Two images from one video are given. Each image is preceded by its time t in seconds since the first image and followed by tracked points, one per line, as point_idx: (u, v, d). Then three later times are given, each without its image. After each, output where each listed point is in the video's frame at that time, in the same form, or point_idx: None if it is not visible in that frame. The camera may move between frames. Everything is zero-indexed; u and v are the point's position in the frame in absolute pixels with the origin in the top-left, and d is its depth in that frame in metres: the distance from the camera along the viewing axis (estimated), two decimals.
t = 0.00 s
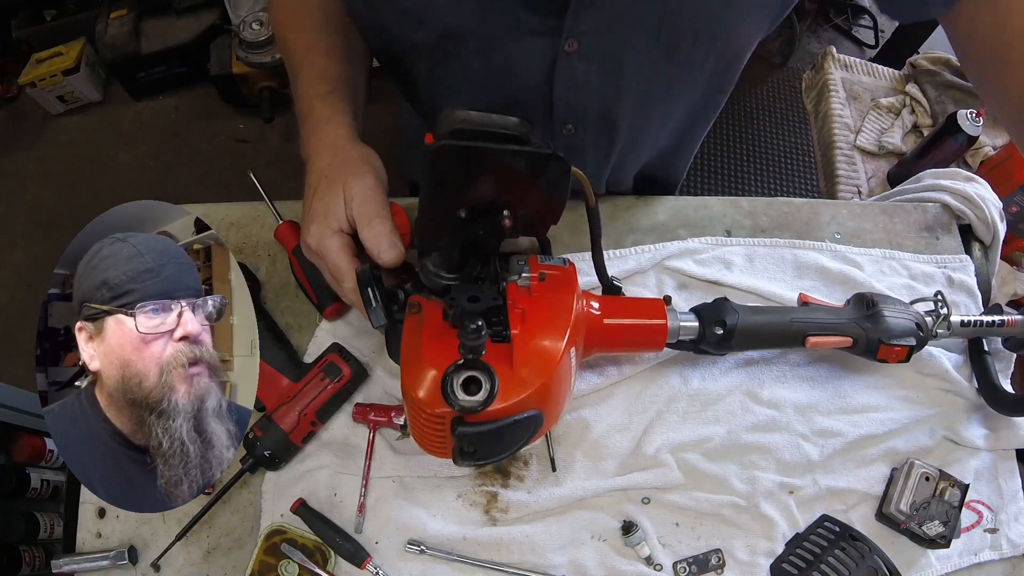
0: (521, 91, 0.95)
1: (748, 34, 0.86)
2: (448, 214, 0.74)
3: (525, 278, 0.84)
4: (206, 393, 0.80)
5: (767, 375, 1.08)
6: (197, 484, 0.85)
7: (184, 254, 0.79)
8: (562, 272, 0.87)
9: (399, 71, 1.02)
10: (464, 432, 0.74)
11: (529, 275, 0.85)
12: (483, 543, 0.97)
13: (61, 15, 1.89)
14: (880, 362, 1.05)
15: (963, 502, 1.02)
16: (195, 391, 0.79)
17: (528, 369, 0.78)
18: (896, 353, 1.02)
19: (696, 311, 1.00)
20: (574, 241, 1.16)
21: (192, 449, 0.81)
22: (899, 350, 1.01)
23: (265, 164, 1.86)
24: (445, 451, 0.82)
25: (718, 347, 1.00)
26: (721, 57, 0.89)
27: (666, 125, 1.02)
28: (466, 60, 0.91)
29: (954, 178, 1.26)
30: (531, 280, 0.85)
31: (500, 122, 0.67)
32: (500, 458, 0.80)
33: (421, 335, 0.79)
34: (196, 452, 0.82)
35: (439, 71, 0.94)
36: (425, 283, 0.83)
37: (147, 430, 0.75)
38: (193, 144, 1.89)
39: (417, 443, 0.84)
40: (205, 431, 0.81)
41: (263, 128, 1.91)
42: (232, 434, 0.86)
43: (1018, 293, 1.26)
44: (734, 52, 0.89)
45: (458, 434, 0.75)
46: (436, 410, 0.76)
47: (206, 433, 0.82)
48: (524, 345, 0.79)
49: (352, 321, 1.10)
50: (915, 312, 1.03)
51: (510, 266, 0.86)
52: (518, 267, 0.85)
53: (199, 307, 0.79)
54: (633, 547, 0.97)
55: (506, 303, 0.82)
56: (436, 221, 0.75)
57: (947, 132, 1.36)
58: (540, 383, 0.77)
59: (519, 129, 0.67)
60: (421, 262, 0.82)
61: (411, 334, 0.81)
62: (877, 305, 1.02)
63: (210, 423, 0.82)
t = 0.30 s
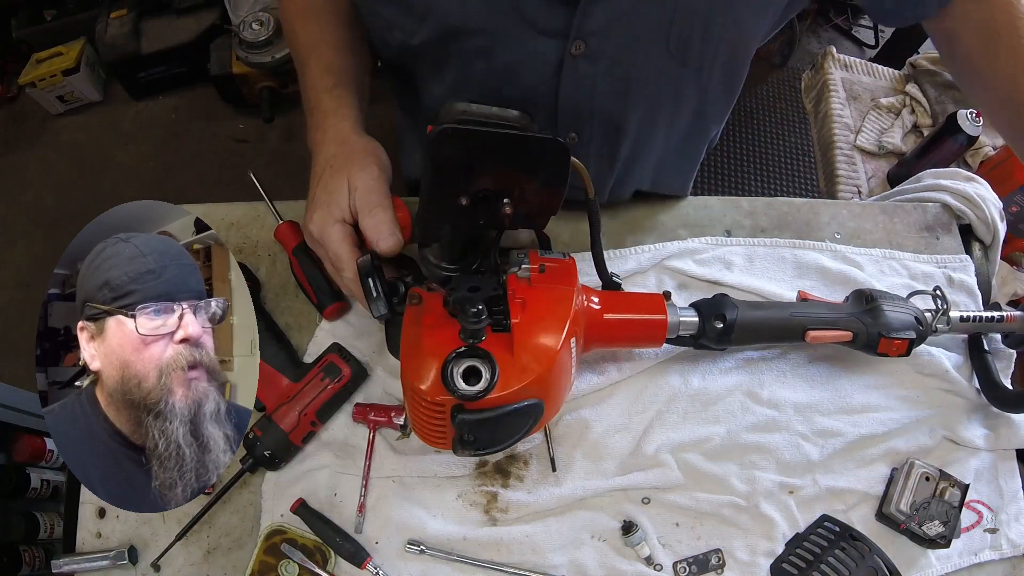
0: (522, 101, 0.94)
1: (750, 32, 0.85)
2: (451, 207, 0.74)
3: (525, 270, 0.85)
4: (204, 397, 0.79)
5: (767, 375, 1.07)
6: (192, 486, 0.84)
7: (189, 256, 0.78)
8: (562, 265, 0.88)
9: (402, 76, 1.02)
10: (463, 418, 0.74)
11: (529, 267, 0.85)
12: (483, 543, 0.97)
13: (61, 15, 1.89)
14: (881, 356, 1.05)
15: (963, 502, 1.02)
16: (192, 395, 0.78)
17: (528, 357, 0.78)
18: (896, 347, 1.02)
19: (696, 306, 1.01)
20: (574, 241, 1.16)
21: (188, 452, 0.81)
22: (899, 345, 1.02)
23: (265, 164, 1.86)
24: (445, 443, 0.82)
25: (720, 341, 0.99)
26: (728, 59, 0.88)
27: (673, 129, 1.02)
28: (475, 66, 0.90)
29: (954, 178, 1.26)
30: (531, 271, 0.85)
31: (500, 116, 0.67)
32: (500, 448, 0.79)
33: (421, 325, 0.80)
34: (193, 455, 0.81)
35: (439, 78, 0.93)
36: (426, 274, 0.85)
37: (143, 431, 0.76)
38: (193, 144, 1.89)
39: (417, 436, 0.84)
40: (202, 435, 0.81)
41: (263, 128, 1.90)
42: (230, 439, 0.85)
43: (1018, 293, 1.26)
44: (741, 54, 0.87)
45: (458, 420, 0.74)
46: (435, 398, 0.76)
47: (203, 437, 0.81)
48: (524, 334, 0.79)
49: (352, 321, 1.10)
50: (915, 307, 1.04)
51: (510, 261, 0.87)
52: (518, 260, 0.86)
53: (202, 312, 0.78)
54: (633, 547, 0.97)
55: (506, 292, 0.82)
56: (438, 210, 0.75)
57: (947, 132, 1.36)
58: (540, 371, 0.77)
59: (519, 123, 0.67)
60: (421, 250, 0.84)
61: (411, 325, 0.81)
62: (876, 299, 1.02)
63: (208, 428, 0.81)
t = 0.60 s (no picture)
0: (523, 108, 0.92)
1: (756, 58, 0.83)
2: (450, 198, 0.73)
3: (525, 262, 0.85)
4: (190, 402, 0.79)
5: (767, 375, 1.07)
6: (165, 491, 0.84)
7: (194, 257, 0.79)
8: (561, 258, 0.88)
9: (399, 98, 1.00)
10: (463, 406, 0.75)
11: (529, 259, 0.85)
12: (483, 543, 0.97)
13: (61, 15, 1.88)
14: (881, 351, 1.05)
15: (963, 502, 1.02)
16: (179, 398, 0.78)
17: (528, 345, 0.78)
18: (896, 340, 1.02)
19: (695, 301, 1.00)
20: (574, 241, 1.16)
21: (166, 453, 0.81)
22: (899, 338, 1.01)
23: (266, 164, 1.86)
24: (445, 432, 0.83)
25: (719, 336, 0.99)
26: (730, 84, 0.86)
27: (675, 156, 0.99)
28: (467, 85, 0.88)
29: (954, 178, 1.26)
30: (531, 263, 0.85)
31: (500, 108, 0.66)
32: (500, 436, 0.80)
33: (421, 314, 0.80)
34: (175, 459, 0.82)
35: (437, 89, 0.92)
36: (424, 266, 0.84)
37: (126, 428, 0.77)
38: (193, 144, 1.89)
39: (416, 426, 0.84)
40: (182, 440, 0.81)
41: (263, 128, 1.90)
42: (215, 449, 0.85)
43: (1018, 292, 1.26)
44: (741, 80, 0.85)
45: (458, 407, 0.75)
46: (436, 385, 0.77)
47: (184, 442, 0.81)
48: (524, 323, 0.79)
49: (352, 321, 1.10)
50: (914, 303, 1.04)
51: (511, 253, 0.87)
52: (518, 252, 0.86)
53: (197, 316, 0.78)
54: (633, 547, 0.97)
55: (506, 283, 0.82)
56: (438, 205, 0.74)
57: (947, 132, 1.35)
58: (540, 359, 0.78)
59: (517, 118, 0.66)
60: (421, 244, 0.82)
61: (411, 315, 0.82)
62: (875, 294, 1.03)
63: (190, 433, 0.81)
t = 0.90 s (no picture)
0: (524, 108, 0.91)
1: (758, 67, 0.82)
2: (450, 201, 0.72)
3: (525, 262, 0.84)
4: (182, 411, 0.80)
5: (767, 375, 1.07)
6: (149, 498, 0.84)
7: (196, 262, 0.80)
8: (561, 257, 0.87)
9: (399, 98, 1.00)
10: (462, 406, 0.75)
11: (529, 259, 0.84)
12: (483, 543, 0.97)
13: (61, 15, 1.88)
14: (880, 351, 1.05)
15: (963, 501, 1.02)
16: (169, 406, 0.79)
17: (528, 344, 0.78)
18: (896, 341, 1.02)
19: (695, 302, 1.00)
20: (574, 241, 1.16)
21: (153, 461, 0.81)
22: (899, 338, 1.02)
23: (266, 164, 1.86)
24: (445, 433, 0.83)
25: (718, 336, 1.00)
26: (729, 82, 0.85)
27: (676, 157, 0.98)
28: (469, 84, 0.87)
29: (953, 177, 1.26)
30: (531, 263, 0.84)
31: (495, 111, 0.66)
32: (500, 435, 0.80)
33: (421, 315, 0.80)
34: (163, 465, 0.81)
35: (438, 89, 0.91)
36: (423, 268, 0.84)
37: (115, 430, 0.77)
38: (193, 144, 1.89)
39: (416, 426, 0.84)
40: (171, 448, 0.81)
41: (263, 129, 1.90)
42: (201, 460, 0.85)
43: (1017, 292, 1.26)
44: (746, 86, 0.84)
45: (457, 408, 0.76)
46: (436, 385, 0.77)
47: (172, 448, 0.81)
48: (524, 324, 0.79)
49: (352, 321, 1.10)
50: (914, 303, 1.04)
51: (509, 254, 0.87)
52: (518, 253, 0.85)
53: (195, 320, 0.79)
54: (633, 547, 0.97)
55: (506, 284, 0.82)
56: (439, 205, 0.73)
57: (948, 132, 1.35)
58: (540, 359, 0.78)
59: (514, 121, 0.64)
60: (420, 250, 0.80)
61: (411, 317, 0.82)
62: (875, 295, 1.03)
63: (178, 441, 0.81)
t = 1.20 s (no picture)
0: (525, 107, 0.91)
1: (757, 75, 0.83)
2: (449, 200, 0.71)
3: (525, 262, 0.83)
4: (183, 413, 0.80)
5: (767, 375, 1.07)
6: (151, 501, 0.83)
7: (196, 261, 0.80)
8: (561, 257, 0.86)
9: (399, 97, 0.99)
10: (463, 407, 0.76)
11: (528, 260, 0.83)
12: (484, 543, 0.97)
13: (61, 15, 1.88)
14: (880, 351, 1.05)
15: (963, 501, 1.02)
16: (171, 408, 0.80)
17: (528, 344, 0.79)
18: (896, 342, 1.02)
19: (695, 301, 1.00)
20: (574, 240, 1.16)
21: (155, 464, 0.81)
22: (899, 339, 1.02)
23: (265, 164, 1.86)
24: (445, 433, 0.83)
25: (718, 336, 0.99)
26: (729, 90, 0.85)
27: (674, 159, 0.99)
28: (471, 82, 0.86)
29: (954, 177, 1.26)
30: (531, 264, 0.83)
31: (504, 112, 0.66)
32: (500, 436, 0.80)
33: (421, 317, 0.81)
34: (164, 469, 0.82)
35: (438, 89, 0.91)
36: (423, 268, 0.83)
37: (115, 433, 0.78)
38: (192, 144, 1.89)
39: (416, 427, 0.84)
40: (173, 450, 0.81)
41: (263, 128, 1.90)
42: (204, 463, 0.85)
43: (1017, 292, 1.26)
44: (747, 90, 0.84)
45: (457, 408, 0.76)
46: (436, 386, 0.77)
47: (173, 451, 0.81)
48: (524, 325, 0.79)
49: (352, 321, 1.10)
50: (914, 303, 1.04)
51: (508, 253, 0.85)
52: (517, 252, 0.84)
53: (194, 319, 0.78)
54: (633, 547, 0.97)
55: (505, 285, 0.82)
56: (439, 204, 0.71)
57: (948, 132, 1.35)
58: (540, 360, 0.78)
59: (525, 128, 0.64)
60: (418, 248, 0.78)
61: (411, 318, 0.82)
62: (875, 295, 1.03)
63: (180, 443, 0.81)
